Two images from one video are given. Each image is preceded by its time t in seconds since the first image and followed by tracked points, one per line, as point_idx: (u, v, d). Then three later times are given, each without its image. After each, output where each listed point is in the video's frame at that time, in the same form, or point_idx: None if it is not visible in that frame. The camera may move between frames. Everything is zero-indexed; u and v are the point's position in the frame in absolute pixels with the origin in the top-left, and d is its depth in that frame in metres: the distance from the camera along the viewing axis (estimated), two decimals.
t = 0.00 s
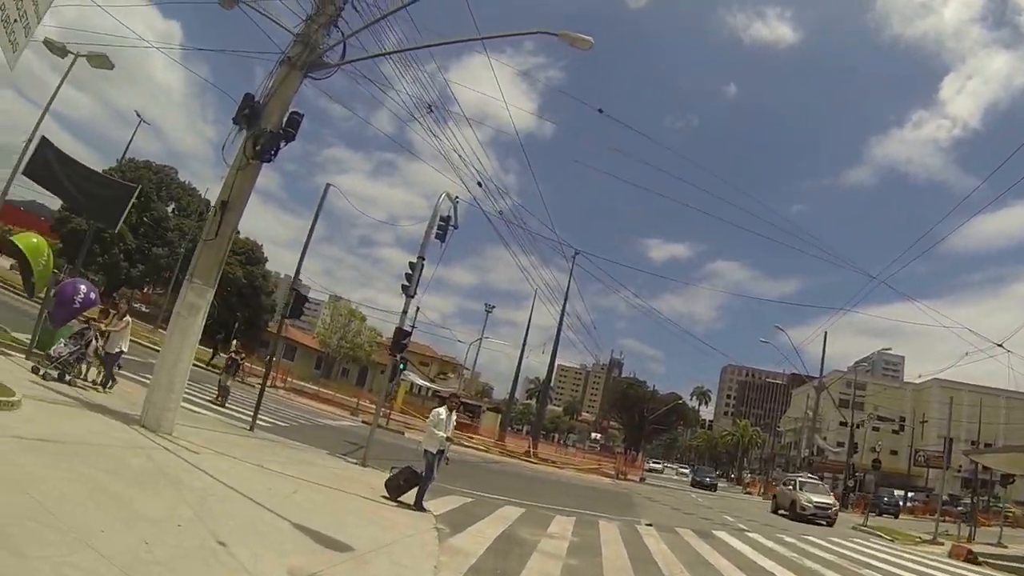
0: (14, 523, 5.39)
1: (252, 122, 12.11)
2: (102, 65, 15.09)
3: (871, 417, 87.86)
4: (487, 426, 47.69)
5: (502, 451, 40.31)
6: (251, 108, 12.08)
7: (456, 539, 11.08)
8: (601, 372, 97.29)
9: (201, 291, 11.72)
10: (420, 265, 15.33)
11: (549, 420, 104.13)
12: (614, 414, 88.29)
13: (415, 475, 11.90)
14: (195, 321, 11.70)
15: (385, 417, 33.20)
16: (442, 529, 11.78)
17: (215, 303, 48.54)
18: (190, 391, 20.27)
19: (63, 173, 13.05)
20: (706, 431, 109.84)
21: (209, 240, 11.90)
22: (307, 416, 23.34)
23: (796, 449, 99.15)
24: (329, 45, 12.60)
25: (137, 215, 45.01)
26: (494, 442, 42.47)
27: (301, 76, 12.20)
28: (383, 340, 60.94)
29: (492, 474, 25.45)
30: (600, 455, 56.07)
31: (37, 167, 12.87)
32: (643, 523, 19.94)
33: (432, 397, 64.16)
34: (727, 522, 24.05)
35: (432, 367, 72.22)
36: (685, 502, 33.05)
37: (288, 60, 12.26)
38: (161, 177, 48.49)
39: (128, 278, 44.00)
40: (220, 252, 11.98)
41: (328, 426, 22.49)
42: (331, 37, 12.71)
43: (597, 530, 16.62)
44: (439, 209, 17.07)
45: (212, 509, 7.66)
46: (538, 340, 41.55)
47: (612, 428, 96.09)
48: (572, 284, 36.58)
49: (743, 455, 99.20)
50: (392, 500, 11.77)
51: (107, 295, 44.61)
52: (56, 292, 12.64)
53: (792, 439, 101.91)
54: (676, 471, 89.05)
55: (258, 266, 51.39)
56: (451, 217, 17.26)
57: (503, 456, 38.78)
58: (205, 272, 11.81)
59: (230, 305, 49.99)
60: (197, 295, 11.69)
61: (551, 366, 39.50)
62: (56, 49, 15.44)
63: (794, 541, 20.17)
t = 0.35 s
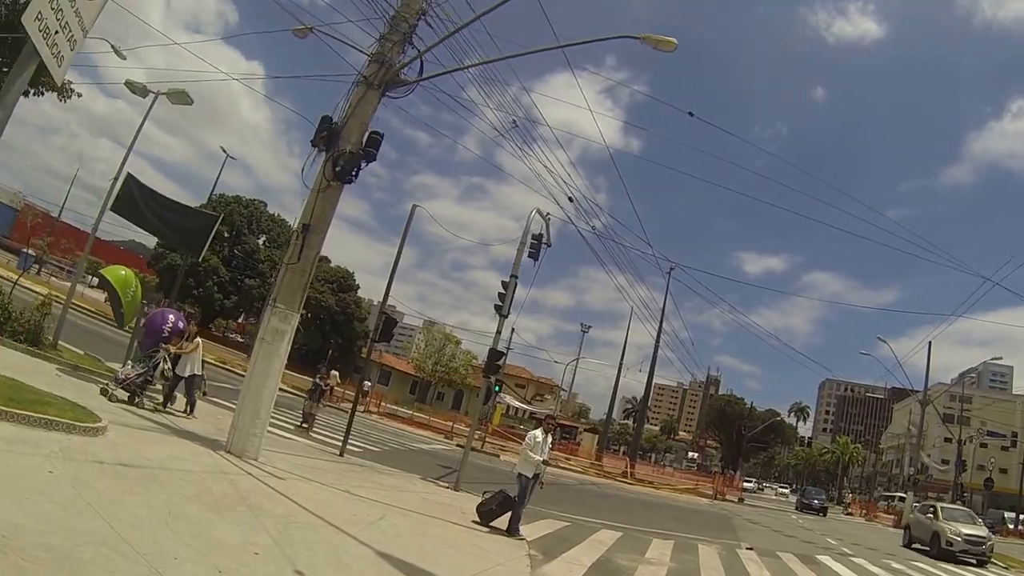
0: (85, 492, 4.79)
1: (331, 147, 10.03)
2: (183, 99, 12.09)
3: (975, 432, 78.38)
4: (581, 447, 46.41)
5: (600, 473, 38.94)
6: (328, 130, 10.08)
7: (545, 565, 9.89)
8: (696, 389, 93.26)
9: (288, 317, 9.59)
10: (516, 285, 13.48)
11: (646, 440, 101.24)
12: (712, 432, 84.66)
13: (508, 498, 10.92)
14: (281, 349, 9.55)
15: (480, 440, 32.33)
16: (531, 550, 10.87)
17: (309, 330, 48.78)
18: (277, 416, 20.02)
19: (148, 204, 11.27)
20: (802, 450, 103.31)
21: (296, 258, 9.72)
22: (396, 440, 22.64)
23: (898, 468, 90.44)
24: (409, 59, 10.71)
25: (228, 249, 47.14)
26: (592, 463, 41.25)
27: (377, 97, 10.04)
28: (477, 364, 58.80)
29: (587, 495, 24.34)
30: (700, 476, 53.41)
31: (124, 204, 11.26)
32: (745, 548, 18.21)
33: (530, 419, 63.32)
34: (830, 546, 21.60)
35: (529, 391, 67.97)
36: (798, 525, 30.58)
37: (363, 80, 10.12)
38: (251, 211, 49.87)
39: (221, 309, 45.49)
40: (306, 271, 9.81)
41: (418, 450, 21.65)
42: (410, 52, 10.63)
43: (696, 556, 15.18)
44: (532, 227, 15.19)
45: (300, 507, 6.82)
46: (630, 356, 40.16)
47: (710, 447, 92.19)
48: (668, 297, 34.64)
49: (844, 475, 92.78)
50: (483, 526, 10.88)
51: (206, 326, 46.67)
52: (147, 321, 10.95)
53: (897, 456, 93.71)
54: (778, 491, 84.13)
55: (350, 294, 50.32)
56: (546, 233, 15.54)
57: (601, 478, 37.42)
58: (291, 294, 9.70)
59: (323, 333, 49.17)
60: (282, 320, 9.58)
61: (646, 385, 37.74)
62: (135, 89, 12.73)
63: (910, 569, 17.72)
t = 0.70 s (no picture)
0: (144, 515, 4.58)
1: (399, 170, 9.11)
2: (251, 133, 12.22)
3: None
4: (665, 472, 44.83)
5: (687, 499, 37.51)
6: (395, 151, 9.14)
7: None
8: (784, 409, 89.21)
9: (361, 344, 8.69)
10: (598, 307, 12.86)
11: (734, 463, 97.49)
12: (802, 453, 80.78)
13: (592, 527, 10.31)
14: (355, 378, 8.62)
15: (563, 467, 31.56)
16: None
17: (394, 360, 49.13)
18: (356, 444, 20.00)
19: (220, 236, 11.22)
20: (897, 470, 97.13)
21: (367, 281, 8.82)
22: (477, 468, 22.20)
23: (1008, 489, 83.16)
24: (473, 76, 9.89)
25: (310, 283, 48.22)
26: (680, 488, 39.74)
27: (444, 118, 9.19)
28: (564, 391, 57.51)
29: (673, 522, 23.29)
30: (793, 500, 50.67)
31: (199, 236, 11.28)
32: None
33: (614, 443, 61.93)
34: None
35: (615, 417, 66.80)
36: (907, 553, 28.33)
37: (427, 99, 9.25)
38: (331, 245, 50.74)
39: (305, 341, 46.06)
40: (379, 294, 8.88)
41: (499, 477, 21.12)
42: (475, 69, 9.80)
43: None
44: (608, 244, 14.29)
45: (371, 535, 6.47)
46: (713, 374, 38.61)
47: (800, 470, 87.90)
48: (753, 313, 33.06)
49: (946, 499, 86.49)
50: (566, 556, 10.28)
51: (289, 357, 47.14)
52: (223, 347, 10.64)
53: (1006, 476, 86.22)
54: (876, 515, 79.04)
55: (434, 323, 50.63)
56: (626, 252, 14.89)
57: (688, 504, 35.92)
58: (363, 320, 8.77)
59: (408, 363, 49.25)
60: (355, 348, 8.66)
61: (733, 407, 36.10)
62: (205, 126, 12.99)
63: None
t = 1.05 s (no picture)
0: (191, 545, 4.30)
1: (457, 189, 8.51)
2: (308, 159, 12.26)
3: None
4: (741, 493, 42.95)
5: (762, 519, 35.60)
6: (453, 169, 8.54)
7: None
8: (864, 425, 84.72)
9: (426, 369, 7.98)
10: (670, 324, 12.24)
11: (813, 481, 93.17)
12: (885, 469, 76.53)
13: (669, 555, 9.62)
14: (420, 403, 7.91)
15: (639, 492, 30.51)
16: None
17: (465, 389, 48.91)
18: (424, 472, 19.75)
19: (279, 265, 11.12)
20: (986, 485, 90.98)
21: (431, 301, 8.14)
22: (548, 494, 21.57)
23: None
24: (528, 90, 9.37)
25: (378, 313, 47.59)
26: (758, 510, 37.97)
27: (503, 134, 8.64)
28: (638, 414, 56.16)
29: (757, 547, 22.01)
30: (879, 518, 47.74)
31: (261, 268, 11.30)
32: None
33: (689, 465, 59.96)
34: None
35: (690, 439, 64.77)
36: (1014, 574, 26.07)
37: (484, 114, 8.69)
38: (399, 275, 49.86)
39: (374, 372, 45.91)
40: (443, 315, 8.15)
41: (571, 504, 20.44)
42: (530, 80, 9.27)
43: None
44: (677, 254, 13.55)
45: (433, 567, 6.07)
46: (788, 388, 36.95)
47: (884, 487, 83.29)
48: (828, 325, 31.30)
49: None
50: None
51: (359, 390, 46.99)
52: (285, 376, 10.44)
53: None
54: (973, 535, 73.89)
55: (505, 350, 50.13)
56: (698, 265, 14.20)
57: (768, 526, 34.19)
58: (427, 343, 8.05)
59: (479, 392, 48.92)
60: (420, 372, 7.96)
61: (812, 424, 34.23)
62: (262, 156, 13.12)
63: None
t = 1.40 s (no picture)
0: None
1: (507, 203, 8.19)
2: (353, 182, 12.18)
3: None
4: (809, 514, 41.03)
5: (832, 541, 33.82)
6: (502, 182, 8.23)
7: None
8: (935, 439, 80.73)
9: (480, 393, 7.48)
10: (733, 338, 11.67)
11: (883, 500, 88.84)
12: (960, 486, 72.47)
13: None
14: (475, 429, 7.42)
15: (703, 515, 29.39)
16: None
17: (522, 414, 48.44)
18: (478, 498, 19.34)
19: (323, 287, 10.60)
20: None
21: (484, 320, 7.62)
22: (608, 519, 20.87)
23: None
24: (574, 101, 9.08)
25: (432, 341, 47.63)
26: (825, 531, 36.12)
27: (551, 144, 8.33)
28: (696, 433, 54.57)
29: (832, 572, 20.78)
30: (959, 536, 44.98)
31: (307, 293, 10.89)
32: None
33: (753, 486, 57.83)
34: None
35: (753, 458, 62.55)
36: None
37: (531, 125, 8.41)
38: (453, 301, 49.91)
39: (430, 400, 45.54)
40: (497, 335, 7.64)
41: (633, 529, 19.67)
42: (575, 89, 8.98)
43: None
44: (737, 265, 12.97)
45: None
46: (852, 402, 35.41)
47: (960, 504, 78.84)
48: (893, 334, 29.97)
49: None
50: None
51: (415, 417, 46.81)
52: (335, 403, 10.14)
53: None
54: None
55: (562, 374, 49.40)
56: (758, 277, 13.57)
57: (839, 548, 32.45)
58: (480, 365, 7.55)
59: (536, 416, 48.37)
60: (474, 397, 7.46)
61: (881, 439, 32.55)
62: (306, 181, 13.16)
63: None
